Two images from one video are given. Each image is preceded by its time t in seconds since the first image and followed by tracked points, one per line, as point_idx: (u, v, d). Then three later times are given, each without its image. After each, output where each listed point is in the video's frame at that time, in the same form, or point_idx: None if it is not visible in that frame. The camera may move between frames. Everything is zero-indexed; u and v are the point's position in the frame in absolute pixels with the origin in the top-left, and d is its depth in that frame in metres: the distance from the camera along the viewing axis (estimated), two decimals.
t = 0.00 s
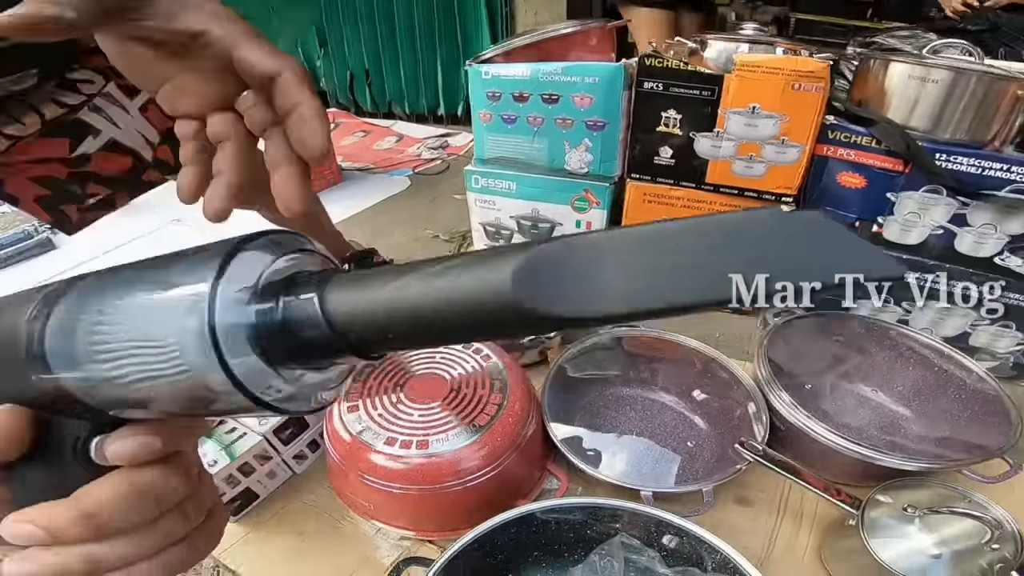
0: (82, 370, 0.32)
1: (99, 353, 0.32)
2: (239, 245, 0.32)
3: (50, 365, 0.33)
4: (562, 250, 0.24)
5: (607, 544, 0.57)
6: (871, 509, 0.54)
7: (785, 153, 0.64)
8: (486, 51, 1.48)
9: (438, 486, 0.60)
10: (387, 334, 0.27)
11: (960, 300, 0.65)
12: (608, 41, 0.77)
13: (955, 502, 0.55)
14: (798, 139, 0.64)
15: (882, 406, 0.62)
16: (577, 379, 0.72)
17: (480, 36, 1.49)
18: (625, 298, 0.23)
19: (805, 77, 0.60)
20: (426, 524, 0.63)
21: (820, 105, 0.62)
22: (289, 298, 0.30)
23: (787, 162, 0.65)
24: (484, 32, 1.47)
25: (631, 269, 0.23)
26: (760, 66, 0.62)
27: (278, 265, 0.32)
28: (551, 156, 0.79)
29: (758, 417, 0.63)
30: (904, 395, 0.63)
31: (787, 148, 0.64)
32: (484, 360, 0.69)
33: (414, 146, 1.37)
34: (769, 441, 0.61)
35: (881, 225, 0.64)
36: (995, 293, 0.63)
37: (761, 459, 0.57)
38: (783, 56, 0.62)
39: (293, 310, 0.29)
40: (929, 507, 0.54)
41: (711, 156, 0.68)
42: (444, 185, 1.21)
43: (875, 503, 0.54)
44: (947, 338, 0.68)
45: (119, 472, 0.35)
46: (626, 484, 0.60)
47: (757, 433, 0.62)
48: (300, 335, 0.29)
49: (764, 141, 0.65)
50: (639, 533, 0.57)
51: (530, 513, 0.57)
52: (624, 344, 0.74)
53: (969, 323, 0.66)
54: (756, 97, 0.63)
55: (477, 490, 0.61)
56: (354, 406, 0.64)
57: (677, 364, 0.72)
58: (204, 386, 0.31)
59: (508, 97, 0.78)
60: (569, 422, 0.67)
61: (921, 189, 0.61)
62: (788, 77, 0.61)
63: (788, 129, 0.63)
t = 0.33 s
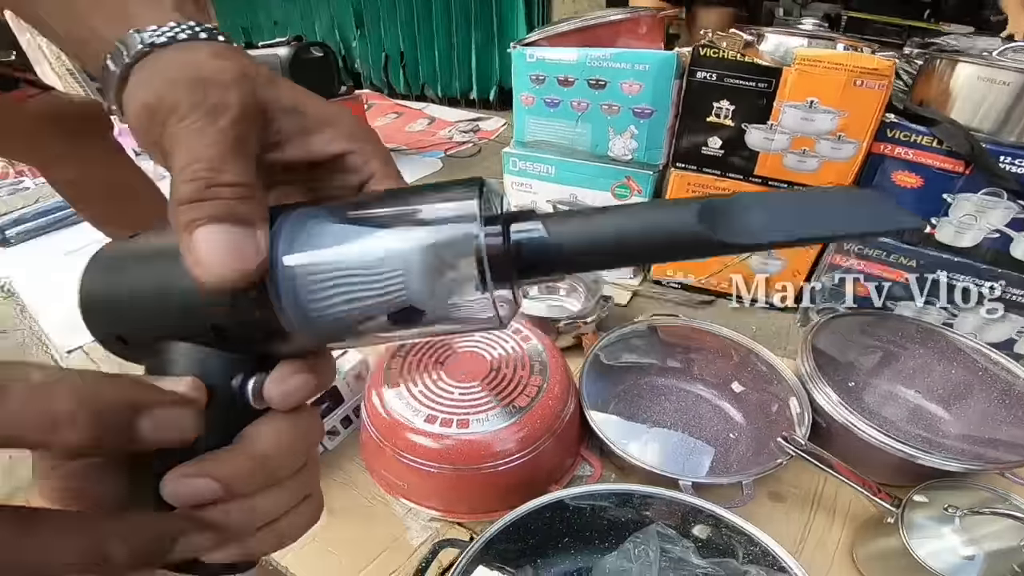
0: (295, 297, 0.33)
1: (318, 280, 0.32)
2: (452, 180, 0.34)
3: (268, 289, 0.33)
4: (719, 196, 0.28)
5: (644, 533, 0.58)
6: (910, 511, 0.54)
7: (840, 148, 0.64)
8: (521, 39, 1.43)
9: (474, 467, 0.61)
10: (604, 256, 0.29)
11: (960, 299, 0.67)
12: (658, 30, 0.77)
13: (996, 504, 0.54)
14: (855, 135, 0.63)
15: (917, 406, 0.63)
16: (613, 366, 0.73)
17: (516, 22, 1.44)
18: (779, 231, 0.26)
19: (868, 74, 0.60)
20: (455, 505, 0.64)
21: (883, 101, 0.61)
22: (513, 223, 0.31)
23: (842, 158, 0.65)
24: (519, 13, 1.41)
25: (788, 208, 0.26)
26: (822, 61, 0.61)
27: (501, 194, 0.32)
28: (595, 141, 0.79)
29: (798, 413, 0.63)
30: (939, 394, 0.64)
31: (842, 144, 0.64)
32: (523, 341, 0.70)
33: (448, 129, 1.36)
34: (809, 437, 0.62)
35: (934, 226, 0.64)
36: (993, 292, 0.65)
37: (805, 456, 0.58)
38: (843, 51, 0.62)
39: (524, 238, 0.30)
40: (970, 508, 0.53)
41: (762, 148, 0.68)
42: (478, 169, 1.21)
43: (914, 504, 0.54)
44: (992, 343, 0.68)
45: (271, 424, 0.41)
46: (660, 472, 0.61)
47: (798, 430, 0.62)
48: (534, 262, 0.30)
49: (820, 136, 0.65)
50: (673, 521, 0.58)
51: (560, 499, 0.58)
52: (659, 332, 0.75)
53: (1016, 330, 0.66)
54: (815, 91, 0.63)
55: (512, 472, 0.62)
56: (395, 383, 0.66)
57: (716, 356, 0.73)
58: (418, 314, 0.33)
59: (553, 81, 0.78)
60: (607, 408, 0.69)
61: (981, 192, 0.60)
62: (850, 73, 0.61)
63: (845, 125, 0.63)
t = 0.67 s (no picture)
0: (346, 165, 0.32)
1: (374, 150, 0.32)
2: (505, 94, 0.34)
3: (320, 146, 0.32)
4: (755, 99, 0.32)
5: (652, 535, 0.57)
6: (920, 531, 0.53)
7: (890, 163, 0.63)
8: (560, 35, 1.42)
9: (488, 458, 0.60)
10: (641, 136, 0.31)
11: (960, 299, 0.67)
12: (708, 33, 0.77)
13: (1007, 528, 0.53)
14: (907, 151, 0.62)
15: (941, 427, 0.62)
16: (635, 367, 0.72)
17: (557, 19, 1.43)
18: (811, 129, 0.31)
19: (930, 89, 0.61)
20: (466, 494, 0.63)
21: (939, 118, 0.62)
22: (557, 107, 0.33)
23: (892, 172, 0.64)
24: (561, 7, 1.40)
25: (815, 115, 0.31)
26: (883, 73, 0.62)
27: (547, 86, 0.35)
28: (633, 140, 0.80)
29: (821, 429, 0.62)
30: (964, 418, 0.62)
31: (893, 159, 0.63)
32: (548, 334, 0.69)
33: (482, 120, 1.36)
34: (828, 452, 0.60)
35: (980, 248, 0.64)
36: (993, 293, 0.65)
37: (820, 468, 0.57)
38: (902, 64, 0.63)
39: (566, 118, 0.32)
40: (979, 531, 0.52)
41: (809, 157, 0.67)
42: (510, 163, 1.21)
43: (924, 525, 0.53)
44: None
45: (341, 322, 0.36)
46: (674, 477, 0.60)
47: (816, 445, 0.60)
48: (579, 140, 0.32)
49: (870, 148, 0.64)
50: (684, 525, 0.57)
51: (570, 497, 0.58)
52: (683, 337, 0.75)
53: None
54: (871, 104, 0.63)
55: (526, 465, 0.62)
56: (417, 366, 0.66)
57: (741, 365, 0.72)
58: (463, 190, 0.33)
59: (596, 77, 0.77)
60: (625, 410, 0.68)
61: None
62: (913, 87, 0.61)
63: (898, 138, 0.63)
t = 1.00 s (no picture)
0: (395, 171, 0.33)
1: (421, 163, 0.34)
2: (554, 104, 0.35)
3: (375, 149, 0.33)
4: (810, 141, 0.33)
5: (653, 543, 0.57)
6: (921, 549, 0.52)
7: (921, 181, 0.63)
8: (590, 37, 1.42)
9: (496, 456, 0.60)
10: (688, 166, 0.33)
11: (959, 300, 0.66)
12: (742, 41, 0.76)
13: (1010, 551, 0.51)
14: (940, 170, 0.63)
15: (954, 448, 0.60)
16: (649, 374, 0.71)
17: (586, 20, 1.42)
18: (863, 173, 0.31)
19: (971, 105, 0.60)
20: (470, 491, 0.63)
21: (982, 134, 0.61)
22: (610, 132, 0.35)
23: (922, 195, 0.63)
24: (592, 9, 1.40)
25: (870, 160, 0.32)
26: (922, 88, 0.61)
27: (602, 108, 0.36)
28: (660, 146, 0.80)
29: (832, 444, 0.61)
30: (980, 440, 0.61)
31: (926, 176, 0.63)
32: (563, 338, 0.69)
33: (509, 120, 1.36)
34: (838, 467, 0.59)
35: (1009, 272, 0.62)
36: (994, 293, 0.64)
37: (828, 483, 0.56)
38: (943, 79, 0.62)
39: (619, 144, 0.34)
40: (984, 552, 0.51)
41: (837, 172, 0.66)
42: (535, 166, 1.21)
43: (926, 543, 0.52)
44: None
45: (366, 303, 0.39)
46: (678, 485, 0.59)
47: (826, 460, 0.59)
48: (630, 165, 0.34)
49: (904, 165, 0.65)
50: (687, 533, 0.57)
51: (574, 500, 0.58)
52: (698, 347, 0.74)
53: None
54: (908, 119, 0.63)
55: (533, 466, 0.61)
56: (432, 362, 0.66)
57: (754, 377, 0.71)
58: (502, 204, 0.35)
59: (626, 82, 0.77)
60: (636, 417, 0.67)
61: None
62: (951, 102, 0.61)
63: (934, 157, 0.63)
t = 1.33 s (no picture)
0: (413, 168, 0.33)
1: (438, 162, 0.33)
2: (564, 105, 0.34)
3: (395, 145, 0.33)
4: (814, 153, 0.32)
5: (659, 548, 0.55)
6: (932, 556, 0.50)
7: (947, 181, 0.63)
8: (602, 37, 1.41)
9: (500, 458, 0.59)
10: (703, 175, 0.32)
11: (959, 300, 0.65)
12: (756, 41, 0.75)
13: None
14: (963, 169, 0.62)
15: (968, 454, 0.58)
16: (656, 376, 0.70)
17: (599, 20, 1.41)
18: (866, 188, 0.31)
19: (992, 106, 0.58)
20: (473, 492, 0.62)
21: (1001, 137, 0.59)
22: (629, 140, 0.34)
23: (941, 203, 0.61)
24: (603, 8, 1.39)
25: (874, 175, 0.31)
26: (943, 88, 0.60)
27: (617, 116, 0.35)
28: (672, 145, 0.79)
29: (844, 449, 0.60)
30: (995, 446, 0.59)
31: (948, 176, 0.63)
32: (570, 339, 0.68)
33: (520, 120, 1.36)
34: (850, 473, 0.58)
35: None
36: (995, 292, 0.63)
37: (839, 489, 0.54)
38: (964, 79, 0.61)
39: (633, 152, 0.33)
40: (999, 559, 0.50)
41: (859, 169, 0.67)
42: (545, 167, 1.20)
43: (938, 551, 0.50)
44: None
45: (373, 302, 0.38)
46: (685, 488, 0.58)
47: (838, 466, 0.58)
48: (641, 175, 0.33)
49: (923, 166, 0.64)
50: (693, 539, 0.55)
51: (578, 504, 0.57)
52: (708, 350, 0.73)
53: None
54: (926, 119, 0.62)
55: (537, 469, 0.60)
56: (437, 361, 0.65)
57: (765, 381, 0.70)
58: (514, 206, 0.35)
59: (636, 81, 0.76)
60: (643, 419, 0.66)
61: None
62: (972, 103, 0.59)
63: (952, 158, 0.62)
